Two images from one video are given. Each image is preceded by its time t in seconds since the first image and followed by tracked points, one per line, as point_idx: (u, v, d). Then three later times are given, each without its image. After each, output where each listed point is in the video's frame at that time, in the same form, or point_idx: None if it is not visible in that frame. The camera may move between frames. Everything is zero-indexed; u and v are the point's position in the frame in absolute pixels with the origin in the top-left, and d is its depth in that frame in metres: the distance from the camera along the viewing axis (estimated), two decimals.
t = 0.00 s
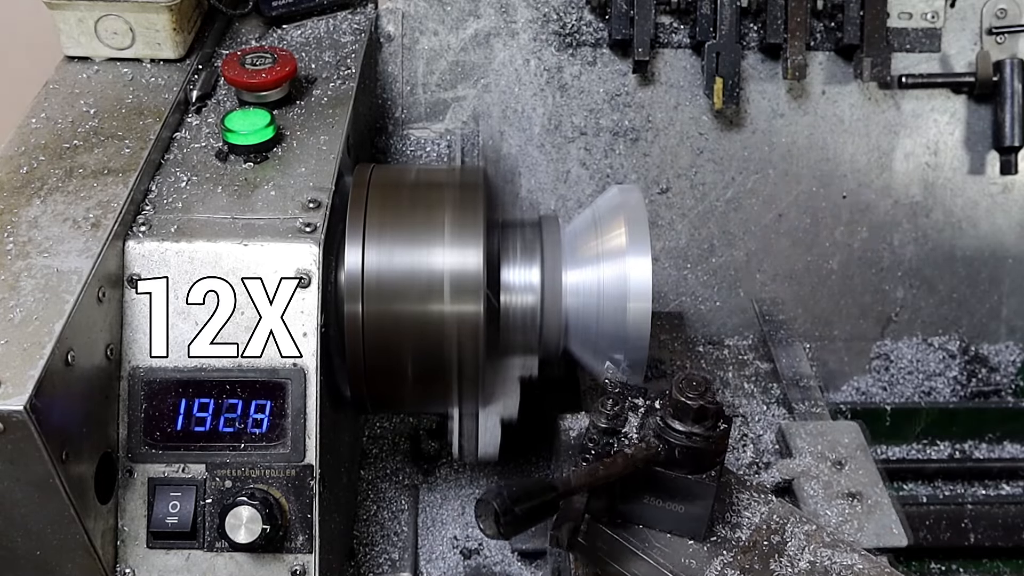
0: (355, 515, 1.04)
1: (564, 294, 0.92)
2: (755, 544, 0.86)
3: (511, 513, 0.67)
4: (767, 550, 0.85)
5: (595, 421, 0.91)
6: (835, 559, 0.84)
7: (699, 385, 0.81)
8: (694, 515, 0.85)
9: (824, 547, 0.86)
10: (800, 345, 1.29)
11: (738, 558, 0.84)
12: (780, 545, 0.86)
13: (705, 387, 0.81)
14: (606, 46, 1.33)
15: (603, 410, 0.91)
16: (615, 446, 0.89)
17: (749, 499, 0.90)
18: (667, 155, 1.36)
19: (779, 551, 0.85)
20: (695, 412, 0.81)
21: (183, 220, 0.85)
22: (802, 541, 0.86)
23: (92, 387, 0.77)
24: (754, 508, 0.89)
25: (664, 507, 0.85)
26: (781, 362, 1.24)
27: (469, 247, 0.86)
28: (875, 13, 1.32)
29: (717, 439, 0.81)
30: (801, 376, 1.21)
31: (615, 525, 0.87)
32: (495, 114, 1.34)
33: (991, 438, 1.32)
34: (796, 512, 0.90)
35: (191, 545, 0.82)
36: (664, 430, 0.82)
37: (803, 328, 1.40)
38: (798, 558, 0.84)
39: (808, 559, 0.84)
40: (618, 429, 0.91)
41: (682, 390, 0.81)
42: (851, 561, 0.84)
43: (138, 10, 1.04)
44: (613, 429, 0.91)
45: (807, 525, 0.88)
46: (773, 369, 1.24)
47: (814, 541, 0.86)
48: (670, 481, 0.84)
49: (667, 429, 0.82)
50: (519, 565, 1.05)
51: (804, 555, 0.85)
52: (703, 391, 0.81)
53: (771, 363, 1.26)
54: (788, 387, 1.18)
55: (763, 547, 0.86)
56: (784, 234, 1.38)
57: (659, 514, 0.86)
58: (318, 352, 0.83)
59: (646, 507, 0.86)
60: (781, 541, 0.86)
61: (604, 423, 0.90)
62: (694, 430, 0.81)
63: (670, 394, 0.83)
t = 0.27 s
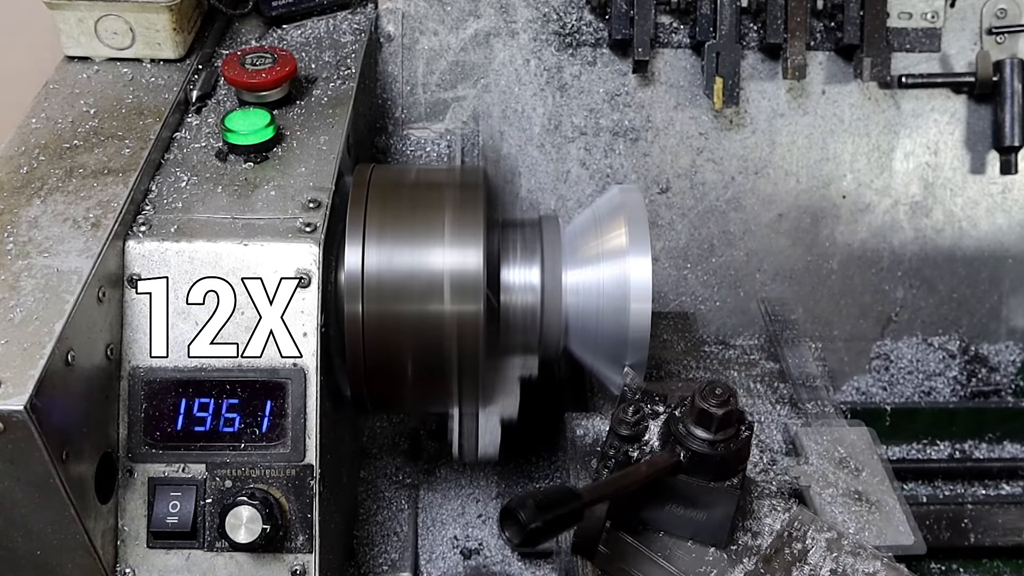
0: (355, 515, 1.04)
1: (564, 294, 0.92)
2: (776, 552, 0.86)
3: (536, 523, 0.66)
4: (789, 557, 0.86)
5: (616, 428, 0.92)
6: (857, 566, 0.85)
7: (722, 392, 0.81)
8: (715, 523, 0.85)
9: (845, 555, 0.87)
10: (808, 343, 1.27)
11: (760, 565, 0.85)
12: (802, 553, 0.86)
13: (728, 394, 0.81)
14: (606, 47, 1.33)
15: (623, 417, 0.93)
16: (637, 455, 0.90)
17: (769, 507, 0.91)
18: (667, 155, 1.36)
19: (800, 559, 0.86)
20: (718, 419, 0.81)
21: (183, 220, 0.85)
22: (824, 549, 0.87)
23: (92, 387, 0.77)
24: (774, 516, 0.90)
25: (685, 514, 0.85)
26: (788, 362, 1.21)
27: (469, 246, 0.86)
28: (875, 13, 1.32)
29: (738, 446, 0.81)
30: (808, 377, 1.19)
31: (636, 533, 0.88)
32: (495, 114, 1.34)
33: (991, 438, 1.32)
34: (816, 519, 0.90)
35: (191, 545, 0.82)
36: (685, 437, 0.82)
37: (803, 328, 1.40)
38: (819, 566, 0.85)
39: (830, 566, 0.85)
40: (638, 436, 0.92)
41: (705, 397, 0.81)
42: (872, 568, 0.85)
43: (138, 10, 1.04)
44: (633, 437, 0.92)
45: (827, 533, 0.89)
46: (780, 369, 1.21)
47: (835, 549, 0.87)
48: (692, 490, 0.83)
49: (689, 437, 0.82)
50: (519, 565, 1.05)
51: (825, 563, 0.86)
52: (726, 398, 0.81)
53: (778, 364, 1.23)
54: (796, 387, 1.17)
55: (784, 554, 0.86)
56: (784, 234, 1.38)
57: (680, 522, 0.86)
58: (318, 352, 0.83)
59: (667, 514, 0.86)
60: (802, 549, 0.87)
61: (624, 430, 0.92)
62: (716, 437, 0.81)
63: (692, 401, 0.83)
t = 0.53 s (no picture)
0: (355, 515, 1.04)
1: (565, 294, 0.93)
2: (771, 548, 0.85)
3: (531, 519, 0.67)
4: (783, 554, 0.85)
5: (612, 424, 0.91)
6: (852, 562, 0.84)
7: (717, 388, 0.82)
8: (710, 519, 0.85)
9: (840, 551, 0.85)
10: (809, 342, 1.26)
11: (754, 562, 0.84)
12: (797, 549, 0.85)
13: (723, 390, 0.82)
14: (607, 47, 1.33)
15: (619, 413, 0.91)
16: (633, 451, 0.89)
17: (764, 503, 0.89)
18: (667, 155, 1.36)
19: (794, 555, 0.85)
20: (712, 415, 0.81)
21: (183, 220, 0.85)
22: (819, 545, 0.86)
23: (92, 386, 0.77)
24: (770, 511, 0.89)
25: (680, 510, 0.86)
26: (787, 362, 1.22)
27: (469, 246, 0.86)
28: (875, 13, 1.32)
29: (734, 442, 0.82)
30: (808, 377, 1.19)
31: (631, 528, 0.87)
32: (495, 114, 1.33)
33: (991, 438, 1.32)
34: (812, 514, 0.89)
35: (191, 545, 0.82)
36: (681, 433, 0.83)
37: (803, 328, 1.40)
38: (814, 562, 0.84)
39: (825, 562, 0.84)
40: (634, 432, 0.90)
41: (699, 393, 0.82)
42: (867, 564, 0.84)
43: (138, 10, 1.04)
44: (629, 433, 0.90)
45: (822, 529, 0.87)
46: (779, 369, 1.22)
47: (829, 544, 0.86)
48: (688, 485, 0.84)
49: (684, 433, 0.83)
50: (519, 565, 1.05)
51: (820, 559, 0.84)
52: (721, 394, 0.81)
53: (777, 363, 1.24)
54: (795, 387, 1.17)
55: (779, 551, 0.85)
56: (784, 234, 1.38)
57: (675, 517, 0.86)
58: (318, 352, 0.83)
59: (663, 510, 0.86)
60: (797, 545, 0.86)
61: (620, 426, 0.90)
62: (711, 433, 0.81)
63: (688, 398, 0.84)
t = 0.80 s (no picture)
0: (355, 515, 1.04)
1: (565, 294, 0.93)
2: (758, 539, 0.85)
3: (517, 508, 0.65)
4: (770, 545, 0.84)
5: (599, 416, 0.88)
6: (839, 553, 0.84)
7: (703, 380, 0.82)
8: (698, 510, 0.84)
9: (827, 542, 0.85)
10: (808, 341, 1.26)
11: (741, 553, 0.83)
12: (784, 540, 0.85)
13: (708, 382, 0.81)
14: (607, 46, 1.33)
15: (606, 405, 0.88)
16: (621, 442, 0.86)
17: (752, 495, 0.89)
18: (667, 155, 1.36)
19: (782, 546, 0.84)
20: (698, 407, 0.81)
21: (183, 220, 0.85)
22: (806, 536, 0.85)
23: (92, 386, 0.77)
24: (758, 503, 0.88)
25: (668, 501, 0.84)
26: (786, 362, 1.22)
27: (469, 246, 0.86)
28: (875, 13, 1.32)
29: (721, 433, 0.81)
30: (808, 377, 1.19)
31: (619, 520, 0.86)
32: (495, 114, 1.33)
33: (991, 438, 1.32)
34: (799, 506, 0.89)
35: (191, 545, 0.82)
36: (668, 425, 0.82)
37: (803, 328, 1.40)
38: (800, 553, 0.84)
39: (812, 553, 0.84)
40: (623, 424, 0.88)
41: (686, 385, 0.81)
42: (853, 555, 0.84)
43: (138, 10, 1.04)
44: (617, 425, 0.87)
45: (809, 520, 0.87)
46: (778, 369, 1.22)
47: (816, 536, 0.85)
48: (675, 476, 0.83)
49: (671, 424, 0.82)
50: (519, 565, 1.05)
51: (806, 550, 0.84)
52: (707, 385, 0.81)
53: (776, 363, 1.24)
54: (794, 387, 1.17)
55: (766, 542, 0.85)
56: (784, 234, 1.38)
57: (663, 508, 0.85)
58: (318, 352, 0.83)
59: (650, 502, 0.85)
60: (785, 536, 0.85)
61: (607, 419, 0.87)
62: (698, 425, 0.81)
63: (675, 389, 0.83)
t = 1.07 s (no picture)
0: (356, 515, 1.04)
1: (565, 294, 0.93)
2: (745, 530, 0.85)
3: (503, 498, 0.66)
4: (756, 536, 0.85)
5: (587, 409, 0.88)
6: (825, 544, 0.84)
7: (690, 371, 0.81)
8: (685, 502, 0.84)
9: (814, 532, 0.85)
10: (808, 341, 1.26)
11: (729, 544, 0.84)
12: (771, 531, 0.85)
13: (695, 373, 0.81)
14: (606, 46, 1.33)
15: (594, 397, 0.89)
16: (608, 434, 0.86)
17: (740, 486, 0.89)
18: (668, 155, 1.36)
19: (769, 537, 0.85)
20: (685, 398, 0.81)
21: (183, 220, 0.85)
22: (792, 527, 0.86)
23: (92, 386, 0.77)
24: (745, 495, 0.88)
25: (655, 493, 0.85)
26: (785, 362, 1.22)
27: (469, 246, 0.86)
28: (875, 13, 1.32)
29: (708, 424, 0.81)
30: (807, 377, 1.19)
31: (607, 512, 0.87)
32: (495, 114, 1.33)
33: (991, 438, 1.32)
34: (785, 497, 0.89)
35: (191, 545, 0.82)
36: (655, 416, 0.82)
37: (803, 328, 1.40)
38: (787, 545, 0.84)
39: (798, 544, 0.84)
40: (610, 416, 0.88)
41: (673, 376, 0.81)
42: (839, 546, 0.84)
43: (138, 10, 1.04)
44: (604, 417, 0.88)
45: (795, 511, 0.87)
46: (778, 369, 1.22)
47: (803, 527, 0.86)
48: (662, 468, 0.83)
49: (658, 416, 0.82)
50: (519, 565, 1.06)
51: (793, 541, 0.84)
52: (693, 377, 0.81)
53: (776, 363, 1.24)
54: (794, 387, 1.17)
55: (752, 533, 0.85)
56: (784, 235, 1.38)
57: (650, 500, 0.85)
58: (318, 352, 0.83)
59: (638, 493, 0.85)
60: (771, 528, 0.86)
61: (595, 411, 0.88)
62: (685, 416, 0.81)
63: (662, 380, 0.83)
